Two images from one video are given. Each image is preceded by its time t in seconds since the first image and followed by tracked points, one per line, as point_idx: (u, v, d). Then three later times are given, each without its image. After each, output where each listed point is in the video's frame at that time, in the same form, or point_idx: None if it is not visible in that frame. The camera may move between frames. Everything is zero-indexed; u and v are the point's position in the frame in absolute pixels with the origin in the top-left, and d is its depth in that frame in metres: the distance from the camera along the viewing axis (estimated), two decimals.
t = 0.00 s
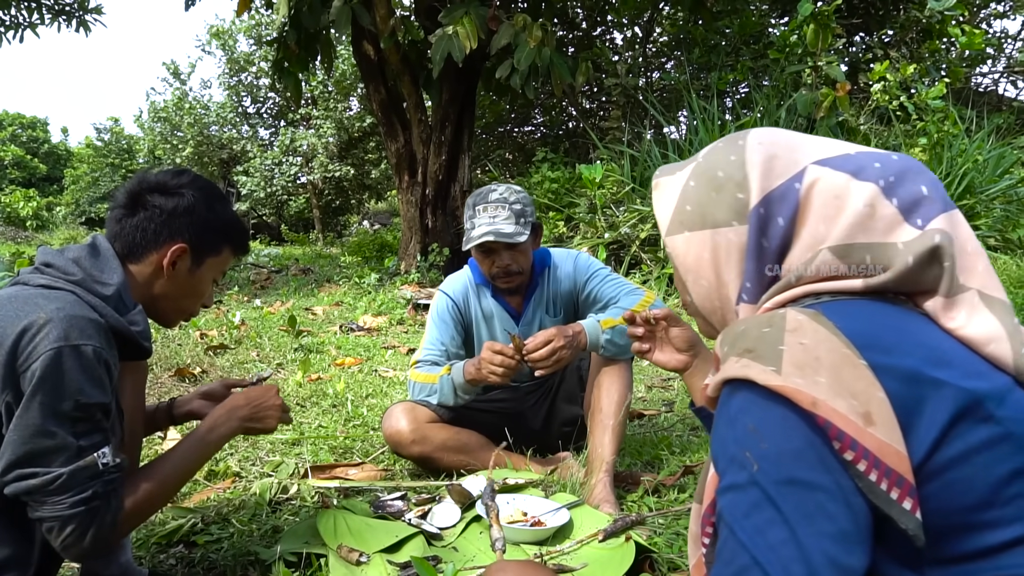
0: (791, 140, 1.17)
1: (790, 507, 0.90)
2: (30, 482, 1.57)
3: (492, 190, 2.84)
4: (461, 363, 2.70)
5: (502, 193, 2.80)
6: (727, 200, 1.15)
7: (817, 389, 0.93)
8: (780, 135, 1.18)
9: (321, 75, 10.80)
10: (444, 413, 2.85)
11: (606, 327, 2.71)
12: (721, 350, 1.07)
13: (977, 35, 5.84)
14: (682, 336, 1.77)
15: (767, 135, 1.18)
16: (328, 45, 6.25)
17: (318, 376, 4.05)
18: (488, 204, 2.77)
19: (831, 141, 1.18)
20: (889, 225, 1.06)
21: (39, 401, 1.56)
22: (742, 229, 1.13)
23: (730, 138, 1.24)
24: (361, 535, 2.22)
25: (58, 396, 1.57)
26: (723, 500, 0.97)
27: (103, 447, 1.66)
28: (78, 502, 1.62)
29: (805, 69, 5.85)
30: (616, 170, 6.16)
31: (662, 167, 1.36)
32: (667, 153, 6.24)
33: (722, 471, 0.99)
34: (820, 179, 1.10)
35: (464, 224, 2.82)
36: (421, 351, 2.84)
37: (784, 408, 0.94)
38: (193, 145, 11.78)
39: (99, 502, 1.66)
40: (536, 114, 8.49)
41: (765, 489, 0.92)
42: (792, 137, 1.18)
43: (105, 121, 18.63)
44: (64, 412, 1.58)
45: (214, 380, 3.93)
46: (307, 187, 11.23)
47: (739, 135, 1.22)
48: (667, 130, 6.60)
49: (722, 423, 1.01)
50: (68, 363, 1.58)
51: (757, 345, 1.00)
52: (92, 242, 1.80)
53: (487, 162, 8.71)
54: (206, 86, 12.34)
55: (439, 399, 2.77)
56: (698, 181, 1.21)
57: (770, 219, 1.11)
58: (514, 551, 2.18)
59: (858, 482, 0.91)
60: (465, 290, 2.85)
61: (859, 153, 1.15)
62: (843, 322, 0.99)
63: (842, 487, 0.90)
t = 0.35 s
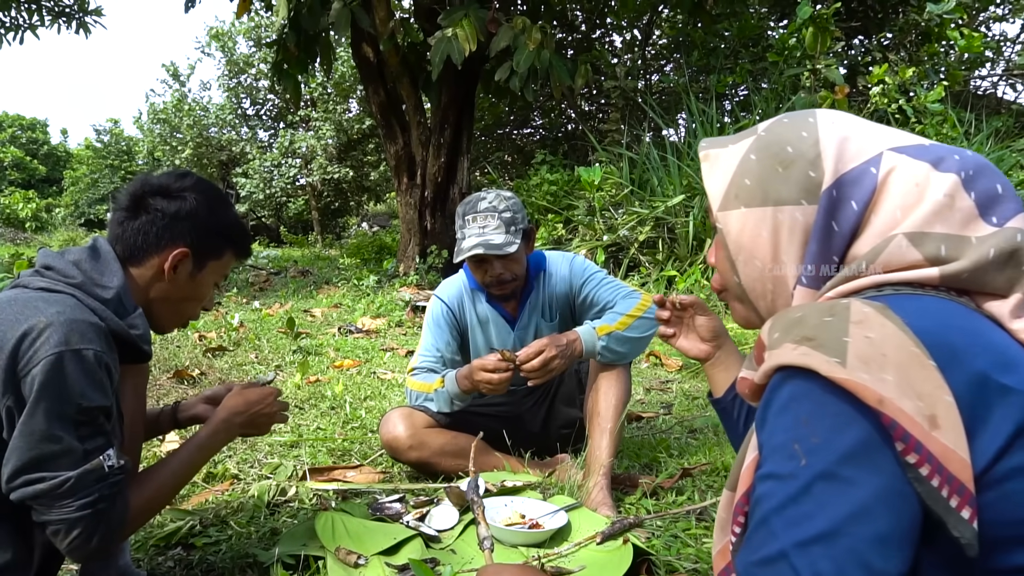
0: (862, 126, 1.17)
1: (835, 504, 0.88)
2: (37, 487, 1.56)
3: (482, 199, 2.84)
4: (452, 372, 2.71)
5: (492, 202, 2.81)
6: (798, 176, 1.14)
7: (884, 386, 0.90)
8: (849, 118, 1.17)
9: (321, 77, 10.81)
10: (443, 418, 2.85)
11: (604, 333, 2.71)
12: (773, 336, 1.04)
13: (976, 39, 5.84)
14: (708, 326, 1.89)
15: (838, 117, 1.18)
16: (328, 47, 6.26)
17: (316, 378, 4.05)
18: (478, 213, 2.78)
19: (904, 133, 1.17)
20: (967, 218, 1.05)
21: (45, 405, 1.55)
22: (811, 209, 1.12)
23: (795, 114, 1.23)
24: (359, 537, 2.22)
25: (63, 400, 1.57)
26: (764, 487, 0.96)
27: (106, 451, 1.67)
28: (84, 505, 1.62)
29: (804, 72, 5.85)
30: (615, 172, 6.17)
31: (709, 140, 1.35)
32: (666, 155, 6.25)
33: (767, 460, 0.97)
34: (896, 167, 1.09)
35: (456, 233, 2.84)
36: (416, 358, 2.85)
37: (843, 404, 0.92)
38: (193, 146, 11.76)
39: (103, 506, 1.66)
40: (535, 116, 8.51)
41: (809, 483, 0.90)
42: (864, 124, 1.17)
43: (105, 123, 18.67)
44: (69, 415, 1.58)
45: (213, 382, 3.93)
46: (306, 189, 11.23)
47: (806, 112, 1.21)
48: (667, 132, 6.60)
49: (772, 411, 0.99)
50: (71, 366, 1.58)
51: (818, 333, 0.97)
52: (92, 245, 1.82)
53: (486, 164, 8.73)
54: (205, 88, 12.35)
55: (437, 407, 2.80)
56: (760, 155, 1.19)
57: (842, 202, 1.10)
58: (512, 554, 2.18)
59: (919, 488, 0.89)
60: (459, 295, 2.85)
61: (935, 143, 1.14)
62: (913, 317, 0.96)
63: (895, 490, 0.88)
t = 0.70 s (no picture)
0: (902, 116, 1.16)
1: (868, 503, 0.88)
2: (40, 493, 1.56)
3: (489, 204, 2.81)
4: (453, 376, 2.72)
5: (500, 207, 2.78)
6: (835, 171, 1.14)
7: (937, 391, 0.88)
8: (887, 109, 1.17)
9: (319, 78, 10.82)
10: (441, 419, 2.85)
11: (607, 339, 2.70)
12: (817, 332, 1.02)
13: (972, 42, 5.85)
14: (746, 317, 1.89)
15: (877, 106, 1.18)
16: (326, 48, 6.25)
17: (313, 379, 4.04)
18: (486, 218, 2.74)
19: (947, 118, 1.16)
20: (1019, 209, 1.03)
21: (49, 412, 1.55)
22: (850, 204, 1.12)
23: (832, 104, 1.24)
24: (356, 539, 2.21)
25: (67, 407, 1.57)
26: (797, 481, 0.96)
27: (108, 457, 1.67)
28: (86, 511, 1.62)
29: (801, 76, 5.84)
30: (613, 174, 6.19)
31: (745, 135, 1.35)
32: (664, 158, 6.26)
33: (801, 456, 0.96)
34: (939, 157, 1.08)
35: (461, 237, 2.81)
36: (417, 359, 2.85)
37: (889, 404, 0.90)
38: (191, 147, 11.78)
39: (105, 511, 1.66)
40: (533, 118, 8.53)
41: (844, 482, 0.89)
42: (904, 113, 1.16)
43: (104, 124, 18.67)
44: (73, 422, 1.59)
45: (210, 383, 3.92)
46: (304, 190, 11.23)
47: (844, 103, 1.22)
48: (664, 134, 6.60)
49: (811, 406, 0.98)
50: (74, 373, 1.57)
51: (867, 330, 0.95)
52: (95, 249, 1.81)
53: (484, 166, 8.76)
54: (202, 89, 12.34)
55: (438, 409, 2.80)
56: (797, 150, 1.20)
57: (883, 195, 1.10)
58: (508, 556, 2.18)
59: (964, 496, 0.87)
60: (462, 297, 2.85)
61: (980, 131, 1.12)
62: (966, 318, 0.94)
63: (935, 495, 0.87)
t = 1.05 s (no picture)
0: (920, 116, 1.16)
1: (888, 500, 0.88)
2: (37, 500, 1.56)
3: (493, 206, 2.80)
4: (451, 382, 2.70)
5: (503, 209, 2.76)
6: (852, 173, 1.15)
7: (960, 389, 0.89)
8: (905, 110, 1.18)
9: (317, 80, 10.82)
10: (439, 421, 2.85)
11: (607, 343, 2.71)
12: (838, 330, 1.03)
13: (968, 46, 5.85)
14: (764, 320, 1.89)
15: (895, 108, 1.19)
16: (324, 50, 6.25)
17: (311, 381, 4.04)
18: (489, 220, 2.73)
19: (963, 118, 1.17)
20: None
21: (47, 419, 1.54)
22: (869, 206, 1.13)
23: (849, 107, 1.25)
24: (353, 541, 2.22)
25: (67, 414, 1.57)
26: (815, 478, 0.96)
27: (103, 466, 1.67)
28: (82, 518, 1.62)
29: (797, 79, 5.85)
30: (610, 176, 6.20)
31: (762, 137, 1.36)
32: (661, 160, 6.27)
33: (821, 452, 0.97)
34: (958, 157, 1.07)
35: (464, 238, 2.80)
36: (415, 361, 2.85)
37: (910, 402, 0.91)
38: (188, 149, 11.79)
39: (101, 517, 1.66)
40: (531, 120, 8.55)
41: (865, 479, 0.90)
42: (923, 114, 1.16)
43: (101, 126, 18.68)
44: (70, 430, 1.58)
45: (207, 385, 3.92)
46: (302, 192, 11.22)
47: (861, 106, 1.22)
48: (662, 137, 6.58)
49: (831, 403, 0.99)
50: (73, 380, 1.57)
51: (889, 328, 0.96)
52: (98, 254, 1.80)
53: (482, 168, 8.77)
54: (200, 91, 12.33)
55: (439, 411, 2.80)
56: (814, 152, 1.21)
57: (902, 195, 1.10)
58: (506, 557, 2.18)
59: (984, 495, 0.87)
60: (461, 299, 2.85)
61: (998, 131, 1.12)
62: (990, 319, 0.94)
63: (954, 493, 0.87)
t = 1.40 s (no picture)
0: (908, 125, 1.18)
1: (881, 496, 0.90)
2: (49, 509, 1.56)
3: (489, 208, 2.81)
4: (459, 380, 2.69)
5: (500, 212, 2.77)
6: (842, 179, 1.17)
7: (947, 385, 0.90)
8: (893, 118, 1.19)
9: (316, 82, 10.83)
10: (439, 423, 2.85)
11: (604, 344, 2.71)
12: (829, 331, 1.04)
13: (967, 47, 5.86)
14: (763, 322, 1.87)
15: (883, 116, 1.20)
16: (323, 52, 6.25)
17: (310, 383, 4.04)
18: (485, 223, 2.74)
19: (951, 125, 1.18)
20: None
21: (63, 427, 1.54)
22: (859, 210, 1.14)
23: (839, 116, 1.26)
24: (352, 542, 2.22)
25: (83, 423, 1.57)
26: (809, 476, 0.97)
27: (119, 475, 1.66)
28: (97, 529, 1.61)
29: (796, 80, 5.85)
30: (610, 178, 6.21)
31: (755, 147, 1.38)
32: (660, 162, 6.28)
33: (814, 450, 0.98)
34: (944, 163, 1.09)
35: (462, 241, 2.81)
36: (415, 363, 2.85)
37: (900, 399, 0.92)
38: (187, 151, 11.80)
39: (116, 528, 1.66)
40: (530, 122, 8.55)
41: (858, 476, 0.91)
42: (911, 122, 1.18)
43: (100, 127, 18.68)
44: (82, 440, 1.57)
45: (206, 387, 3.91)
46: (301, 194, 11.22)
47: (850, 114, 1.24)
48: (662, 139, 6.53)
49: (823, 401, 1.00)
50: (92, 389, 1.57)
51: (879, 327, 0.97)
52: (110, 260, 1.80)
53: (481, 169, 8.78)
54: (199, 92, 12.33)
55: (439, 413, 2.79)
56: (805, 160, 1.23)
57: (890, 200, 1.11)
58: (505, 559, 2.18)
59: (972, 489, 0.89)
60: (460, 301, 2.85)
61: (984, 136, 1.14)
62: (979, 319, 0.95)
63: (945, 488, 0.89)
